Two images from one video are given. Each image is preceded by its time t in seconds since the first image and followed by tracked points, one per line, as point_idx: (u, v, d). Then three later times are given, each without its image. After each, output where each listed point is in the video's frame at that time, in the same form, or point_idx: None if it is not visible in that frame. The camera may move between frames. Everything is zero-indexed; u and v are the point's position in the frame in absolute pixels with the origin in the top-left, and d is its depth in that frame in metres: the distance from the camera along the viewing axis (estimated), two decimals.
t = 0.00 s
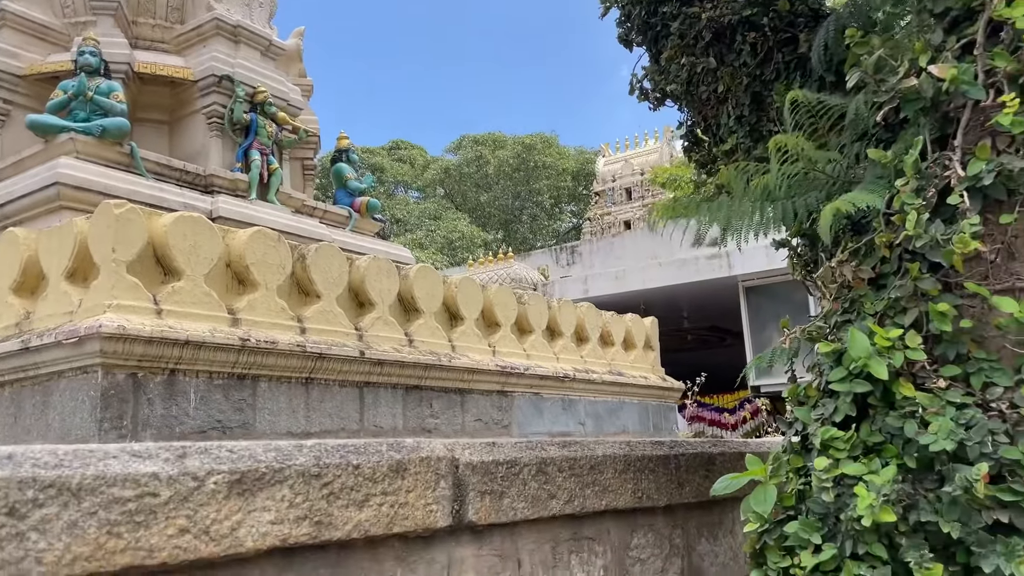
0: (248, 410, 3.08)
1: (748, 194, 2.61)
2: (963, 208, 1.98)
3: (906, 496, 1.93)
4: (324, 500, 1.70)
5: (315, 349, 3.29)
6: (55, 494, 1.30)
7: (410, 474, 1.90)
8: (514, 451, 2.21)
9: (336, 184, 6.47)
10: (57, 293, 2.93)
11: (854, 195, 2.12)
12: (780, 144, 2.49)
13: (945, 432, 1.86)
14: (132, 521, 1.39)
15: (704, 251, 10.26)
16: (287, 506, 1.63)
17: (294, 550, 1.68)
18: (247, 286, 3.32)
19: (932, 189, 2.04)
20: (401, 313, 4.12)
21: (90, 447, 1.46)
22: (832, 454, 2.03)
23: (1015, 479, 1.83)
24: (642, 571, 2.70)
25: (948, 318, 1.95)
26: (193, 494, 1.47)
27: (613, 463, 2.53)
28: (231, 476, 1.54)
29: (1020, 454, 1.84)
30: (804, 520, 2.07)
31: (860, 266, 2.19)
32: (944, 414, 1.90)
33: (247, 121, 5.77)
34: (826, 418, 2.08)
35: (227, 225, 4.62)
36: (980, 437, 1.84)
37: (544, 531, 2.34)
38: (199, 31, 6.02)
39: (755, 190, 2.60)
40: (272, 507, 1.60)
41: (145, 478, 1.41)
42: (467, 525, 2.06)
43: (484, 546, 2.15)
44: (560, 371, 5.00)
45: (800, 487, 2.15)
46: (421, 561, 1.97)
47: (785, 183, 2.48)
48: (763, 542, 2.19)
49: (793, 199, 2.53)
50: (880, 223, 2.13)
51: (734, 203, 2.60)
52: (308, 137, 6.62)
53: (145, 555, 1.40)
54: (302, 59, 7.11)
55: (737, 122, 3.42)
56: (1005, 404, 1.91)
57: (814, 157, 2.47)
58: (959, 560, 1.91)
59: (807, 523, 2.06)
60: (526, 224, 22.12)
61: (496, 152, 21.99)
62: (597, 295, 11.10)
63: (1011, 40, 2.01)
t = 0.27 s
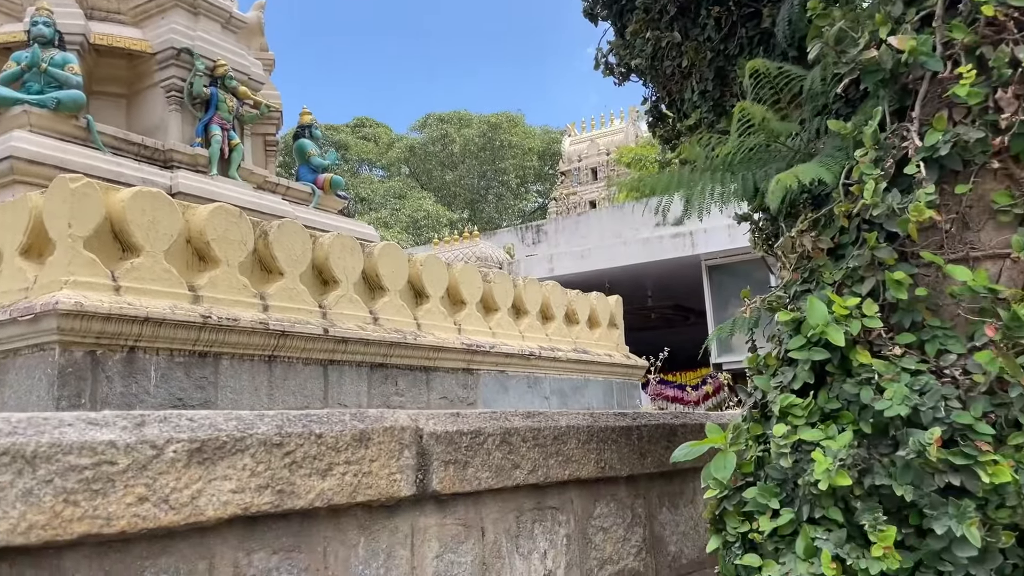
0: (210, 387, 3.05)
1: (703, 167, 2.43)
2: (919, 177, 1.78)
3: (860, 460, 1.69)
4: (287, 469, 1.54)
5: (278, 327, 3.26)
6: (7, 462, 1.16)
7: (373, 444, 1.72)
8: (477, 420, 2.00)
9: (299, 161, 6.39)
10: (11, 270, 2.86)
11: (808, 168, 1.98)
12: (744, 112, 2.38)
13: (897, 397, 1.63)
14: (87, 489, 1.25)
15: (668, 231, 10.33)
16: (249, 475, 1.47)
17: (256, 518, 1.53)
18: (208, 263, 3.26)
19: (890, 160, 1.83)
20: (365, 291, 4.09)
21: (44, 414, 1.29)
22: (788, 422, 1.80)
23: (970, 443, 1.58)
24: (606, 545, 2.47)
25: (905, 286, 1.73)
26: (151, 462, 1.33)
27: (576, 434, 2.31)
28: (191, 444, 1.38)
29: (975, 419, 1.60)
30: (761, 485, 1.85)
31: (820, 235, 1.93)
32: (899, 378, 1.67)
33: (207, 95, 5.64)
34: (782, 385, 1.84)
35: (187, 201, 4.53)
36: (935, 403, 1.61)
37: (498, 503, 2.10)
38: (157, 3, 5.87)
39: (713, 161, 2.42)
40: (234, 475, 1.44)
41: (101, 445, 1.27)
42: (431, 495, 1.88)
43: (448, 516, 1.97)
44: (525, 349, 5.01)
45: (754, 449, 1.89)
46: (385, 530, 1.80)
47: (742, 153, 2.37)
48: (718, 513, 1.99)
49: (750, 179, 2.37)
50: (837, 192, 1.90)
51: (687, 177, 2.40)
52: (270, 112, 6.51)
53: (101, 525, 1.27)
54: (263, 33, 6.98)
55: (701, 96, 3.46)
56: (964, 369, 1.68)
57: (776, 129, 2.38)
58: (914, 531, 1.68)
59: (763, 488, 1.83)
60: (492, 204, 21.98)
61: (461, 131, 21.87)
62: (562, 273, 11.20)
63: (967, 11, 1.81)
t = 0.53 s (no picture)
0: (169, 365, 3.01)
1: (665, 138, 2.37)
2: (872, 148, 1.81)
3: (813, 425, 1.71)
4: (242, 438, 1.51)
5: (238, 304, 3.22)
6: None
7: (332, 414, 1.70)
8: (437, 391, 1.99)
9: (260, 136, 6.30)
10: None
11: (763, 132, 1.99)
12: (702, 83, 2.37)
13: (849, 362, 1.65)
14: (37, 456, 1.22)
15: (633, 210, 10.38)
16: (203, 444, 1.45)
17: (211, 486, 1.51)
18: (166, 239, 3.19)
19: (844, 131, 1.85)
20: (328, 269, 4.04)
21: None
22: (743, 389, 1.80)
23: (918, 407, 1.61)
24: (566, 515, 2.48)
25: (858, 255, 1.76)
26: (102, 430, 1.30)
27: (536, 405, 2.31)
28: (143, 412, 1.36)
29: (923, 384, 1.63)
30: (716, 451, 1.86)
31: (775, 206, 1.93)
32: (852, 345, 1.69)
33: (164, 68, 5.55)
34: (738, 353, 1.86)
35: (144, 176, 4.44)
36: (887, 367, 1.64)
37: (459, 472, 2.10)
38: None
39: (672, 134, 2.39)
40: (188, 443, 1.42)
41: (51, 411, 1.24)
42: (390, 464, 1.87)
43: (408, 485, 1.95)
44: (490, 327, 5.02)
45: (710, 417, 1.90)
46: (343, 499, 1.79)
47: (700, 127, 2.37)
48: (674, 482, 2.00)
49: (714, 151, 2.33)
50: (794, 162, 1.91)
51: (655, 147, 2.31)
52: (229, 86, 6.39)
53: (51, 492, 1.25)
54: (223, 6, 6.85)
55: (663, 71, 3.44)
56: (913, 336, 1.70)
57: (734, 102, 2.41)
58: (864, 496, 1.69)
59: (718, 454, 1.84)
60: (457, 183, 21.84)
61: (426, 109, 21.70)
62: (527, 252, 11.19)
63: None
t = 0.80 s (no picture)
0: (123, 343, 2.96)
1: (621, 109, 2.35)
2: (821, 119, 1.80)
3: (761, 392, 1.69)
4: (191, 407, 1.49)
5: (195, 281, 3.16)
6: None
7: (284, 383, 1.68)
8: (391, 361, 1.98)
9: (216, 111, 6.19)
10: None
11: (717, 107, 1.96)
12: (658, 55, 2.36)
13: (797, 330, 1.65)
14: None
15: (595, 189, 10.41)
16: (150, 413, 1.43)
17: (159, 454, 1.50)
18: (120, 215, 3.11)
19: (795, 102, 1.84)
20: (287, 246, 3.97)
21: None
22: (693, 357, 1.80)
23: (862, 373, 1.61)
24: (522, 485, 2.50)
25: (806, 225, 1.75)
26: (45, 398, 1.27)
27: (493, 376, 2.31)
28: (87, 379, 1.33)
29: (868, 351, 1.62)
30: (668, 420, 1.84)
31: (728, 176, 1.92)
32: (800, 313, 1.69)
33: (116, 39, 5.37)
34: (690, 323, 1.85)
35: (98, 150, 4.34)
36: (832, 335, 1.63)
37: (415, 443, 2.10)
38: None
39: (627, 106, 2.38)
40: (134, 412, 1.40)
41: None
42: (343, 435, 1.85)
43: (361, 456, 1.94)
44: (452, 306, 5.00)
45: (662, 387, 1.89)
46: (296, 469, 1.78)
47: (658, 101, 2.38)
48: (626, 451, 1.98)
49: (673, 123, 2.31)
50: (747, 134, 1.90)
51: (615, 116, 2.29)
52: (185, 59, 6.25)
53: None
54: None
55: (621, 45, 3.44)
56: (858, 304, 1.69)
57: (689, 76, 2.41)
58: (810, 461, 1.69)
59: (669, 422, 1.83)
60: (420, 161, 21.68)
61: (389, 86, 21.47)
62: (490, 230, 11.16)
63: None
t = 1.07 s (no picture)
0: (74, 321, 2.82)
1: (572, 84, 2.33)
2: (763, 96, 1.82)
3: (703, 365, 1.70)
4: (129, 381, 1.47)
5: (149, 261, 3.00)
6: None
7: (227, 357, 1.66)
8: (340, 336, 1.97)
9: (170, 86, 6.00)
10: None
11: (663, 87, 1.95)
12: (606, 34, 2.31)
13: (737, 304, 1.66)
14: None
15: (556, 169, 10.41)
16: (88, 386, 1.41)
17: (98, 429, 1.48)
18: (69, 191, 2.89)
19: (739, 79, 1.83)
20: (242, 225, 3.79)
21: None
22: (638, 331, 1.80)
23: (800, 345, 1.62)
24: (473, 461, 2.50)
25: (748, 201, 1.76)
26: None
27: (444, 351, 2.31)
28: (21, 353, 1.31)
29: (806, 324, 1.63)
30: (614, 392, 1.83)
31: (675, 153, 1.93)
32: (741, 288, 1.70)
33: (64, 12, 5.25)
34: (635, 298, 1.85)
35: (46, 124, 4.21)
36: (772, 309, 1.64)
37: (363, 418, 2.09)
38: None
39: (578, 80, 2.34)
40: (71, 386, 1.38)
41: None
42: (290, 409, 1.84)
43: (308, 431, 1.93)
44: (411, 286, 4.95)
45: (608, 360, 1.88)
46: (241, 444, 1.76)
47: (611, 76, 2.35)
48: (574, 424, 1.98)
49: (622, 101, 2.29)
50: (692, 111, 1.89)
51: (565, 92, 2.27)
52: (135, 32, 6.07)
53: None
54: None
55: (576, 22, 3.44)
56: (798, 279, 1.72)
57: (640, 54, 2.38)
58: (750, 433, 1.71)
59: (614, 396, 1.83)
60: (381, 140, 21.42)
61: (349, 64, 21.17)
62: (450, 210, 11.10)
63: None
